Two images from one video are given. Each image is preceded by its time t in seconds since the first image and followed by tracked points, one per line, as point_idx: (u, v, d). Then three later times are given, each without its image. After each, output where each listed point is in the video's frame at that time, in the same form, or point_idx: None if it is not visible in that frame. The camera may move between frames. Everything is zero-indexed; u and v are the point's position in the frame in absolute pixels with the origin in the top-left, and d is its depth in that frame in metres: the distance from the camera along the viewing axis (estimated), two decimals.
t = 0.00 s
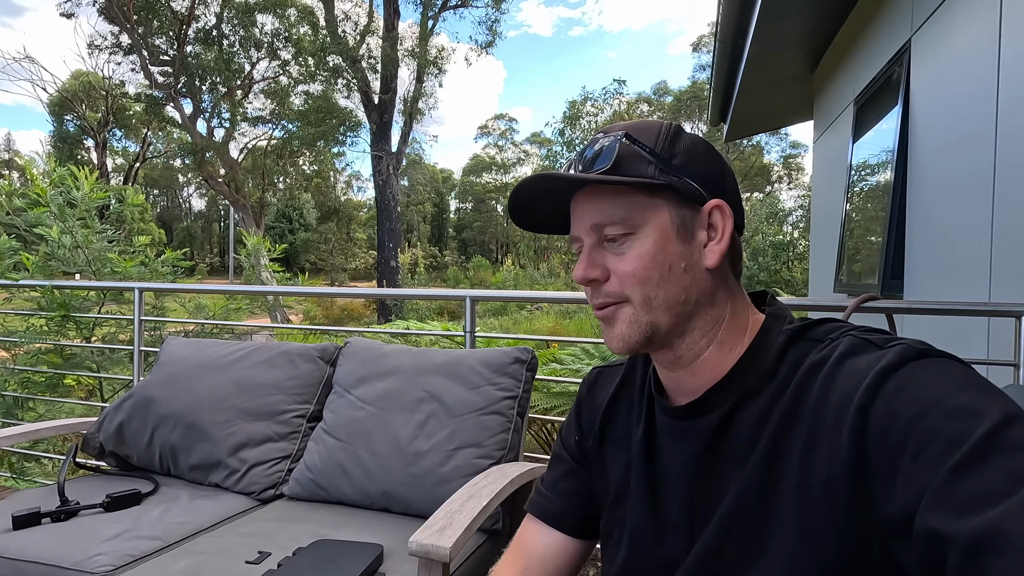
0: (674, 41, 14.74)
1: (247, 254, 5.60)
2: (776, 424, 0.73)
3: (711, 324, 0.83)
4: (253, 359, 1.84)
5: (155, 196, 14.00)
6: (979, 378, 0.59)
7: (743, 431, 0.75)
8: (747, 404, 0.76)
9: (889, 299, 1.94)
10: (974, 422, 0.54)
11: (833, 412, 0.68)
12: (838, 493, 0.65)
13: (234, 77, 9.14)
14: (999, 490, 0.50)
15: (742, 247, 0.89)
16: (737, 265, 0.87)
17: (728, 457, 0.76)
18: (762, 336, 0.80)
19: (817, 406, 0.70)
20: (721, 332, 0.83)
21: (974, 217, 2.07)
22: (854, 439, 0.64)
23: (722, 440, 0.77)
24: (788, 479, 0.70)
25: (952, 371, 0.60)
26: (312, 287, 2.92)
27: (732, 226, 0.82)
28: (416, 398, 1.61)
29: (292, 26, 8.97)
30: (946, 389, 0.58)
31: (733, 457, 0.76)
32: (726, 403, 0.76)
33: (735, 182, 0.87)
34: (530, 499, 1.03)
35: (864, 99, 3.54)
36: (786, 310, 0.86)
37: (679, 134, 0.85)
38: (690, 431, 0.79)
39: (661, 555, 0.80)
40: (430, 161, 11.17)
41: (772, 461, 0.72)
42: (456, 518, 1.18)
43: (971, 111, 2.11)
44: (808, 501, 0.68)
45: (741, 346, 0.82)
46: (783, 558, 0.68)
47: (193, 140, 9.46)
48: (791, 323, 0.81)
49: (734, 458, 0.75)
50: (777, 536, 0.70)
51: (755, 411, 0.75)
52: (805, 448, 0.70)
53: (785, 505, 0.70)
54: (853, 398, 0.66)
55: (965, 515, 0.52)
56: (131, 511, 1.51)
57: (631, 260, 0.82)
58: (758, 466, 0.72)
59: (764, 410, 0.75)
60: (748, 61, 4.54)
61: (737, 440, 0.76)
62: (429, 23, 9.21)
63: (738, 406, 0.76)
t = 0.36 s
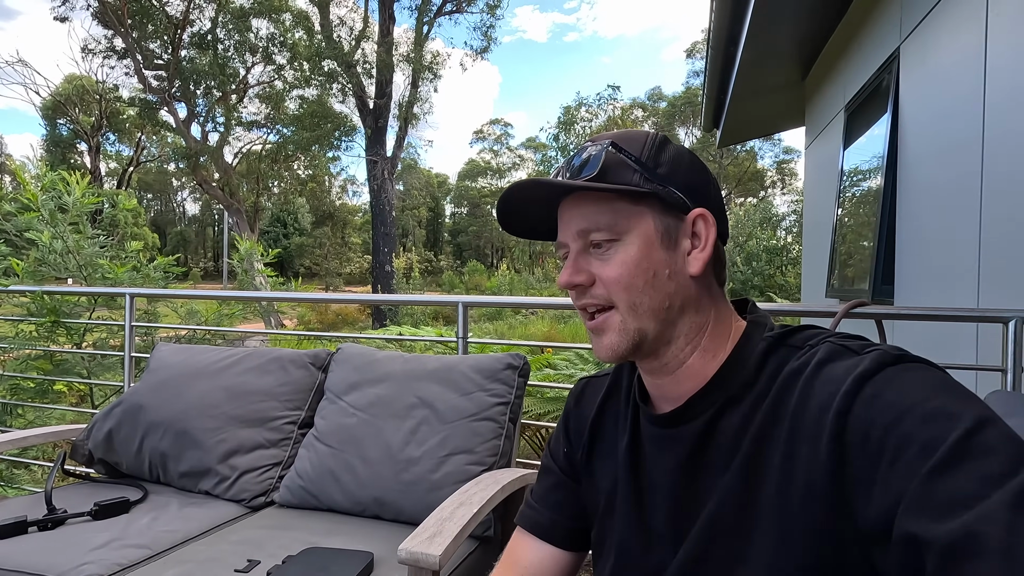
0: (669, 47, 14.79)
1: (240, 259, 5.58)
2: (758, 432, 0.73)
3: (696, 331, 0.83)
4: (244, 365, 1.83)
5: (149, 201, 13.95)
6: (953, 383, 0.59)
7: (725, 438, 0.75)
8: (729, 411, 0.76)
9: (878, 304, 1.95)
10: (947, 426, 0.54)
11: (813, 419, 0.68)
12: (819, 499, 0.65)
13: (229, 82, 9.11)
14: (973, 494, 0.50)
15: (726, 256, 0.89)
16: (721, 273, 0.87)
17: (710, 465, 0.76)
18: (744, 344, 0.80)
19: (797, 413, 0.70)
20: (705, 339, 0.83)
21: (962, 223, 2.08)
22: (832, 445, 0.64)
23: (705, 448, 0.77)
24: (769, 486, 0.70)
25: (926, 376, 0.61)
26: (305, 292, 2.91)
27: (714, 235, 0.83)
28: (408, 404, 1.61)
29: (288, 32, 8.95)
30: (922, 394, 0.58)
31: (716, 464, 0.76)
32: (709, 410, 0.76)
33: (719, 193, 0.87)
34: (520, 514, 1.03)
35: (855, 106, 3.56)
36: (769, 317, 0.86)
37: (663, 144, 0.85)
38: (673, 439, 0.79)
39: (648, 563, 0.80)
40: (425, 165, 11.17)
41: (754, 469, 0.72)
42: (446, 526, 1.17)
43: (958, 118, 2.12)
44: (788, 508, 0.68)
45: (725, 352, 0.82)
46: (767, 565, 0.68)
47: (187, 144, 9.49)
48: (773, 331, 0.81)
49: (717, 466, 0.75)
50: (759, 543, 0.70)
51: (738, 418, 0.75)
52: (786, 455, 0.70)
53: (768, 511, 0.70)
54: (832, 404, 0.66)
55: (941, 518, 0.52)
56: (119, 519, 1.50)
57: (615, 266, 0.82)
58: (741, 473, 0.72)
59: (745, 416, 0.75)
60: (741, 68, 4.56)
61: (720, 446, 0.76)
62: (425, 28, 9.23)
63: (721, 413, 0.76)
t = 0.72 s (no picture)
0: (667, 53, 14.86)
1: (237, 264, 5.57)
2: (754, 440, 0.72)
3: (691, 340, 0.83)
4: (241, 372, 1.82)
5: (147, 205, 13.95)
6: (945, 391, 0.59)
7: (722, 446, 0.75)
8: (726, 419, 0.76)
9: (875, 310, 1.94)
10: (940, 434, 0.54)
11: (807, 426, 0.68)
12: (813, 507, 0.65)
13: (228, 87, 9.12)
14: (965, 500, 0.50)
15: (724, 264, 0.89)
16: (718, 280, 0.87)
17: (707, 472, 0.76)
18: (740, 352, 0.79)
19: (792, 421, 0.70)
20: (700, 347, 0.83)
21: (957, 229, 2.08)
22: (826, 452, 0.64)
23: (702, 455, 0.76)
24: (764, 492, 0.70)
25: (918, 384, 0.61)
26: (302, 298, 2.90)
27: (709, 244, 0.83)
28: (405, 411, 1.60)
29: (287, 37, 8.97)
30: (914, 402, 0.58)
31: (712, 472, 0.75)
32: (705, 418, 0.76)
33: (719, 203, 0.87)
34: (520, 520, 1.03)
35: (851, 112, 3.57)
36: (766, 325, 0.85)
37: (659, 155, 0.85)
38: (670, 446, 0.79)
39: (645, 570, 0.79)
40: (423, 170, 11.19)
41: (750, 475, 0.72)
42: (442, 533, 1.17)
43: (953, 124, 2.13)
44: (782, 515, 0.68)
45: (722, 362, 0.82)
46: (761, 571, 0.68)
47: (186, 149, 9.36)
48: (769, 339, 0.81)
49: (712, 473, 0.75)
50: (754, 550, 0.69)
51: (734, 426, 0.75)
52: (780, 462, 0.69)
53: (763, 518, 0.69)
54: (826, 411, 0.66)
55: (933, 526, 0.52)
56: (114, 527, 1.50)
57: (611, 276, 0.82)
58: (736, 480, 0.72)
59: (742, 424, 0.74)
60: (738, 73, 4.57)
61: (716, 454, 0.75)
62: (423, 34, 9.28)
63: (716, 422, 0.76)
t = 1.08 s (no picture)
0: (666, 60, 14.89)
1: (237, 269, 5.59)
2: (743, 441, 0.73)
3: (693, 344, 0.83)
4: (240, 377, 1.83)
5: (148, 211, 13.97)
6: (929, 392, 0.60)
7: (712, 448, 0.76)
8: (717, 423, 0.76)
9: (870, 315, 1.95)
10: (924, 434, 0.55)
11: (795, 429, 0.69)
12: (801, 508, 0.66)
13: (228, 94, 9.17)
14: (949, 498, 0.51)
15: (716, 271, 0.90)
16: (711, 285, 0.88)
17: (697, 473, 0.76)
18: (732, 356, 0.80)
19: (781, 423, 0.70)
20: (699, 351, 0.84)
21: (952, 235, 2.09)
22: (814, 454, 0.64)
23: (693, 458, 0.77)
24: (752, 494, 0.71)
25: (902, 385, 0.62)
26: (302, 303, 2.91)
27: (708, 249, 0.84)
28: (403, 415, 1.61)
29: (288, 44, 9.00)
30: (899, 404, 0.59)
31: (702, 474, 0.76)
32: (696, 421, 0.77)
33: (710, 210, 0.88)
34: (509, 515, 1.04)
35: (847, 119, 3.59)
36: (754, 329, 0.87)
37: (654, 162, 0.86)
38: (662, 449, 0.79)
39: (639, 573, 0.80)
40: (423, 176, 11.21)
41: (739, 476, 0.73)
42: (438, 536, 1.18)
43: (945, 131, 2.15)
44: (770, 517, 0.68)
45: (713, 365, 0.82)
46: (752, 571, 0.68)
47: (187, 155, 9.53)
48: (758, 343, 0.82)
49: (703, 475, 0.76)
50: (743, 549, 0.70)
51: (723, 429, 0.75)
52: (768, 463, 0.70)
53: (751, 519, 0.70)
54: (814, 414, 0.67)
55: (918, 524, 0.52)
56: (113, 531, 1.50)
57: (617, 283, 0.83)
58: (726, 482, 0.73)
59: (732, 427, 0.75)
60: (736, 81, 4.60)
61: (706, 456, 0.76)
62: (423, 41, 9.32)
63: (707, 425, 0.77)
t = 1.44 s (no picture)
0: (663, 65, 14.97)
1: (234, 272, 5.59)
2: (740, 435, 0.73)
3: (688, 337, 0.84)
4: (236, 377, 1.83)
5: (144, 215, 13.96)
6: (924, 388, 0.61)
7: (708, 442, 0.76)
8: (712, 417, 0.77)
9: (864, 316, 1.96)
10: (918, 429, 0.56)
11: (790, 423, 0.69)
12: (793, 501, 0.66)
13: (226, 97, 9.18)
14: (941, 494, 0.52)
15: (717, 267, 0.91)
16: (711, 281, 0.89)
17: (692, 467, 0.77)
18: (729, 350, 0.81)
19: (777, 417, 0.71)
20: (697, 344, 0.84)
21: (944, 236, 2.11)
22: (808, 447, 0.65)
23: (689, 452, 0.77)
24: (746, 489, 0.71)
25: (900, 382, 0.62)
26: (297, 305, 2.90)
27: (709, 243, 0.85)
28: (399, 415, 1.61)
29: (286, 48, 9.03)
30: (894, 399, 0.59)
31: (697, 468, 0.76)
32: (693, 415, 0.77)
33: (705, 208, 0.88)
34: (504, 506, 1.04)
35: (842, 123, 3.60)
36: (752, 324, 0.87)
37: (660, 155, 0.87)
38: (659, 443, 0.80)
39: (630, 565, 0.80)
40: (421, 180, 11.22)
41: (735, 471, 0.73)
42: (434, 533, 1.18)
43: (939, 133, 2.16)
44: (763, 510, 0.69)
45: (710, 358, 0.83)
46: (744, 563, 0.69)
47: (184, 159, 9.52)
48: (755, 338, 0.83)
49: (698, 469, 0.76)
50: (734, 542, 0.70)
51: (719, 423, 0.76)
52: (761, 457, 0.71)
53: (745, 513, 0.70)
54: (809, 408, 0.67)
55: (910, 519, 0.53)
56: (108, 530, 1.50)
57: (615, 273, 0.83)
58: (720, 475, 0.73)
59: (727, 422, 0.76)
60: (731, 84, 4.62)
61: (702, 451, 0.76)
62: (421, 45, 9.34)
63: (704, 419, 0.77)
